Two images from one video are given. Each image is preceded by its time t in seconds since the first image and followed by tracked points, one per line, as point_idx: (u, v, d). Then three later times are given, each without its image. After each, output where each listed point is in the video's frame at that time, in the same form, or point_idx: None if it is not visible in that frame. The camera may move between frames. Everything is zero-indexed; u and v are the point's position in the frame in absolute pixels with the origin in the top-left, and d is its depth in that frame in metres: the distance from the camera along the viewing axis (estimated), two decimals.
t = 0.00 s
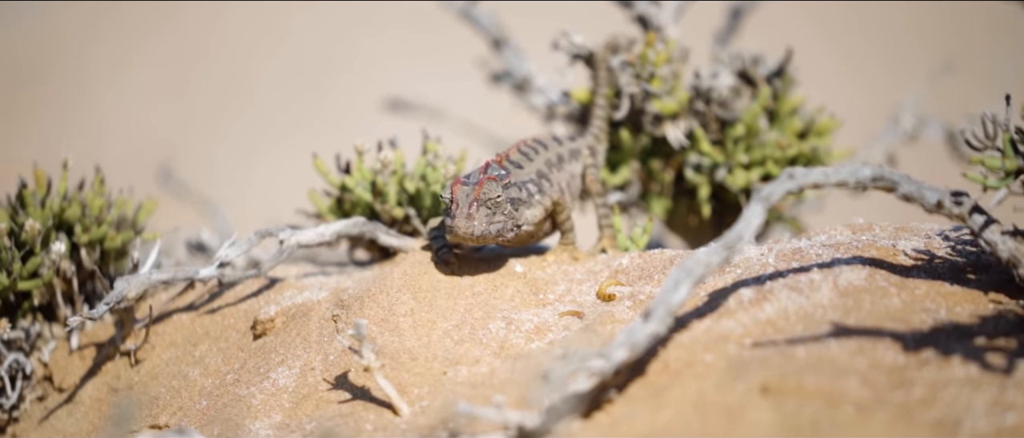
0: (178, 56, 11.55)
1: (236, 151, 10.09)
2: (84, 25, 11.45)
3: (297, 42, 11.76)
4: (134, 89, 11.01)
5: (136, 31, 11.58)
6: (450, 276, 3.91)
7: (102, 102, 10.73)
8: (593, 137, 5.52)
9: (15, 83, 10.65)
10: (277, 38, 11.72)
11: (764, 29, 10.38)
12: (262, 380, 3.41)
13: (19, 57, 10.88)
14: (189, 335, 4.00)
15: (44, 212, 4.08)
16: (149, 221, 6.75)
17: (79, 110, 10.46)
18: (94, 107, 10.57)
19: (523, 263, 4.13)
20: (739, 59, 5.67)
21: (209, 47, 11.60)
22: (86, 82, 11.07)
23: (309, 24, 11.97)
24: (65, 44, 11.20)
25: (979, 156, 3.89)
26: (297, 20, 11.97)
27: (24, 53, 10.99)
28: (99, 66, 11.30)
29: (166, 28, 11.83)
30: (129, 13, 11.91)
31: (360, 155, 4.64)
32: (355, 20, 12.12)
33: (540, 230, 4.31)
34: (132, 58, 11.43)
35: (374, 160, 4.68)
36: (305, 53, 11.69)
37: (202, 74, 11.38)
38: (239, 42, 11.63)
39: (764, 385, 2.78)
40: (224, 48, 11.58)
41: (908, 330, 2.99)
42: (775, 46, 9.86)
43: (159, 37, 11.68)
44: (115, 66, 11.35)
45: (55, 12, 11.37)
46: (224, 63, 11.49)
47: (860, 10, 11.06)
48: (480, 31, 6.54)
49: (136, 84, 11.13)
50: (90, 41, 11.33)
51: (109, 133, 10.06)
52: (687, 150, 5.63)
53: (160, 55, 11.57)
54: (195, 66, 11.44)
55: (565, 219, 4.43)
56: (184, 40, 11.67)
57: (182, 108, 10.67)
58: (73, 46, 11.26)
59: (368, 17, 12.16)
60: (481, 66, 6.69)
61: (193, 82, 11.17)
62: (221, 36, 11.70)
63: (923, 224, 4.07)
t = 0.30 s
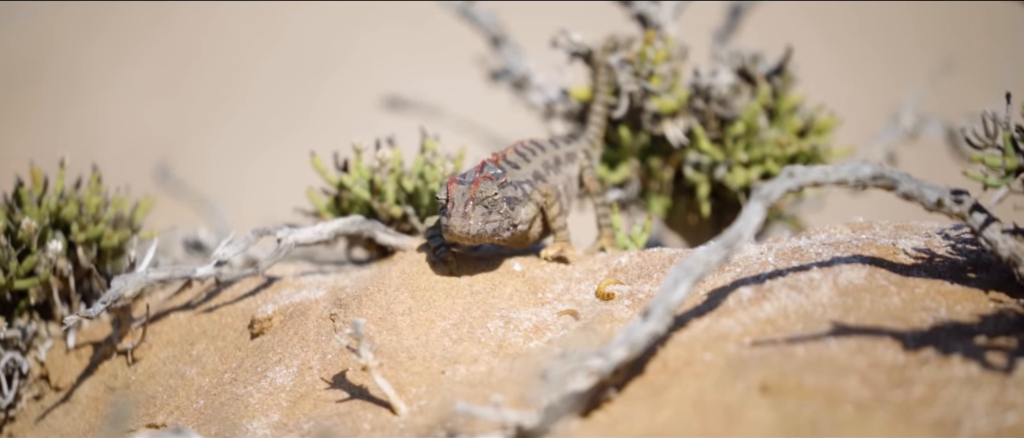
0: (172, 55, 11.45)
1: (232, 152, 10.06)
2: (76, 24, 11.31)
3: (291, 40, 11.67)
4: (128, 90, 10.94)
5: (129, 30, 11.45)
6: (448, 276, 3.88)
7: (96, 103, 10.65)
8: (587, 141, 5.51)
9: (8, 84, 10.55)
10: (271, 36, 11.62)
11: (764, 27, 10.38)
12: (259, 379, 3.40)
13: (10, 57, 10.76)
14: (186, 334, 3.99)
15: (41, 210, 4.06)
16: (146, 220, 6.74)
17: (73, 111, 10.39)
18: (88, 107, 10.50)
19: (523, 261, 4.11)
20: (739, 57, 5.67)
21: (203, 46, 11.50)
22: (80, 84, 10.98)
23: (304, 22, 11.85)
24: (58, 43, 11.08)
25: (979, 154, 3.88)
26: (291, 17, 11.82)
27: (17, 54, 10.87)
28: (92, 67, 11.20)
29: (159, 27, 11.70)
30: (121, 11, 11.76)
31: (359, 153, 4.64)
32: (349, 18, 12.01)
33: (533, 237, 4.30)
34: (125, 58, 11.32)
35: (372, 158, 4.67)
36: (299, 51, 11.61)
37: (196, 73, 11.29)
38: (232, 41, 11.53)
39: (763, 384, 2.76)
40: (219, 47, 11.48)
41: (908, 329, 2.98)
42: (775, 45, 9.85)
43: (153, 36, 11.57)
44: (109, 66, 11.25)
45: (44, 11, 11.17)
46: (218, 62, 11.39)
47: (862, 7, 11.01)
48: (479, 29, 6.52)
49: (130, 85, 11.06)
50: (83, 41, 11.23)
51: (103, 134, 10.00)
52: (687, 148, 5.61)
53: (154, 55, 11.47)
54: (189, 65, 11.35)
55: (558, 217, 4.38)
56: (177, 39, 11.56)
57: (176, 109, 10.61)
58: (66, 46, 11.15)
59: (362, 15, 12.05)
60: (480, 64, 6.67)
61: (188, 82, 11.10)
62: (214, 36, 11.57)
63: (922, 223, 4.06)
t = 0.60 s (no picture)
0: (169, 53, 11.37)
1: (231, 151, 10.01)
2: (73, 20, 11.16)
3: (290, 40, 11.63)
4: (125, 88, 10.85)
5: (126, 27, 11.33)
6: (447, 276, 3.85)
7: (93, 100, 10.56)
8: (585, 141, 5.48)
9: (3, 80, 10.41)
10: (270, 36, 11.57)
11: (765, 23, 10.33)
12: (257, 378, 3.38)
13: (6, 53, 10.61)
14: (184, 332, 3.97)
15: (38, 208, 4.05)
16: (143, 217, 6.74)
17: (70, 109, 10.33)
18: (86, 105, 10.42)
19: (522, 260, 4.09)
20: (739, 54, 5.69)
21: (200, 44, 11.42)
22: (77, 81, 10.87)
23: (303, 22, 11.80)
24: (55, 38, 10.93)
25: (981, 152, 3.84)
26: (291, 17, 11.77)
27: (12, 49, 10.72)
28: (90, 63, 11.04)
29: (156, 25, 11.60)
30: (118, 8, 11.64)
31: (356, 151, 4.60)
32: (348, 19, 11.98)
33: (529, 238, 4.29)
34: (122, 55, 11.21)
35: (370, 156, 4.65)
36: (298, 51, 11.56)
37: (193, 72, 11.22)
38: (230, 40, 11.48)
39: (764, 383, 2.75)
40: (216, 45, 11.40)
41: (909, 328, 2.96)
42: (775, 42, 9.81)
43: (150, 34, 11.47)
44: (106, 64, 11.14)
45: (44, 10, 11.02)
46: (216, 61, 11.32)
47: (864, 4, 10.96)
48: (478, 26, 6.51)
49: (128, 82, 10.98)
50: (80, 37, 11.09)
51: (101, 133, 9.93)
52: (687, 146, 5.58)
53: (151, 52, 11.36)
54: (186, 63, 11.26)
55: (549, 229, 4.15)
56: (175, 37, 11.47)
57: (174, 108, 10.54)
58: (64, 44, 10.99)
59: (361, 16, 12.08)
60: (479, 60, 6.65)
61: (185, 80, 11.03)
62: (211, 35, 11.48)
63: (924, 220, 4.04)
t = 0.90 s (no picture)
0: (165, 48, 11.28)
1: (228, 151, 10.01)
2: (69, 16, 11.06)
3: (285, 38, 11.49)
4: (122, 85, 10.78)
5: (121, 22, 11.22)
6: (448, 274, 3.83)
7: (91, 99, 10.52)
8: (582, 141, 5.48)
9: None
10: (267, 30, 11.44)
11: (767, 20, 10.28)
12: (256, 376, 3.37)
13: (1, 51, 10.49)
14: (184, 331, 3.95)
15: (36, 206, 4.04)
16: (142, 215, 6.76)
17: (66, 105, 10.30)
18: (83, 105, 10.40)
19: (523, 257, 4.08)
20: (742, 51, 5.63)
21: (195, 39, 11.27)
22: (72, 78, 10.81)
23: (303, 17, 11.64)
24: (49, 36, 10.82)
25: (984, 148, 3.82)
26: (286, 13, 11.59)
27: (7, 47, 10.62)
28: (84, 58, 10.96)
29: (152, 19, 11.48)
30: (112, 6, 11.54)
31: (356, 149, 4.58)
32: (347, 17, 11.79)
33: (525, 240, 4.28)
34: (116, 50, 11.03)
35: (370, 153, 4.64)
36: (295, 46, 11.46)
37: (190, 67, 11.10)
38: (225, 36, 11.36)
39: (766, 381, 2.73)
40: (213, 41, 11.29)
41: (912, 326, 2.94)
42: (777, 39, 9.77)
43: (146, 28, 11.35)
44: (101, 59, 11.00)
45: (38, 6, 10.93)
46: (212, 56, 11.19)
47: (866, 4, 10.90)
48: (478, 22, 6.43)
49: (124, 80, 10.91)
50: (76, 33, 11.00)
51: (98, 133, 9.90)
52: (688, 143, 5.58)
53: (147, 46, 11.21)
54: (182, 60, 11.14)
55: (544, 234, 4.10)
56: (172, 33, 11.35)
57: (171, 107, 10.50)
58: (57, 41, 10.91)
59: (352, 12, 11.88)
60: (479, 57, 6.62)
61: (182, 76, 10.94)
62: (204, 29, 11.36)
63: (927, 218, 4.01)
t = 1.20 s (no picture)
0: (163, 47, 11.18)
1: (232, 153, 10.01)
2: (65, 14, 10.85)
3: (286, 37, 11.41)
4: (122, 84, 10.70)
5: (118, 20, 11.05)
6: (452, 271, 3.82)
7: (91, 99, 10.43)
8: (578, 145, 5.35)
9: None
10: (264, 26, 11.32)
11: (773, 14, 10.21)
12: (259, 375, 3.35)
13: None
14: (186, 329, 3.93)
15: (37, 203, 4.02)
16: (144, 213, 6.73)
17: (67, 105, 10.18)
18: (84, 104, 10.31)
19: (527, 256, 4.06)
20: (747, 47, 5.58)
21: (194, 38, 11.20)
22: (71, 76, 10.68)
23: (301, 13, 11.43)
24: (47, 34, 10.64)
25: (992, 144, 3.79)
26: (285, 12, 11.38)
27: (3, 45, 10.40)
28: (83, 58, 10.80)
29: (148, 17, 11.31)
30: (109, 5, 11.30)
31: (360, 145, 4.56)
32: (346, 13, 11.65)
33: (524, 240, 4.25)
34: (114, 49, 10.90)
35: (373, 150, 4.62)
36: (295, 45, 11.40)
37: (190, 67, 11.07)
38: (225, 34, 11.25)
39: (772, 378, 2.71)
40: (211, 41, 11.21)
41: (920, 323, 2.92)
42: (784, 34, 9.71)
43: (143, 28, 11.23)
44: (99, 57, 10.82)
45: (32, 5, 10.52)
46: (212, 55, 11.14)
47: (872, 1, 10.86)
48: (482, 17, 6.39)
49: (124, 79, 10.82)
50: (73, 30, 10.80)
51: (99, 132, 9.83)
52: (694, 139, 5.54)
53: (146, 46, 11.11)
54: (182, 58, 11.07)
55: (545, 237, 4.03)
56: (169, 31, 11.24)
57: (173, 107, 10.45)
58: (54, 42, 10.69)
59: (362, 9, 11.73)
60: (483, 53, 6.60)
61: (183, 76, 10.91)
62: (202, 28, 11.27)
63: (934, 214, 3.99)
